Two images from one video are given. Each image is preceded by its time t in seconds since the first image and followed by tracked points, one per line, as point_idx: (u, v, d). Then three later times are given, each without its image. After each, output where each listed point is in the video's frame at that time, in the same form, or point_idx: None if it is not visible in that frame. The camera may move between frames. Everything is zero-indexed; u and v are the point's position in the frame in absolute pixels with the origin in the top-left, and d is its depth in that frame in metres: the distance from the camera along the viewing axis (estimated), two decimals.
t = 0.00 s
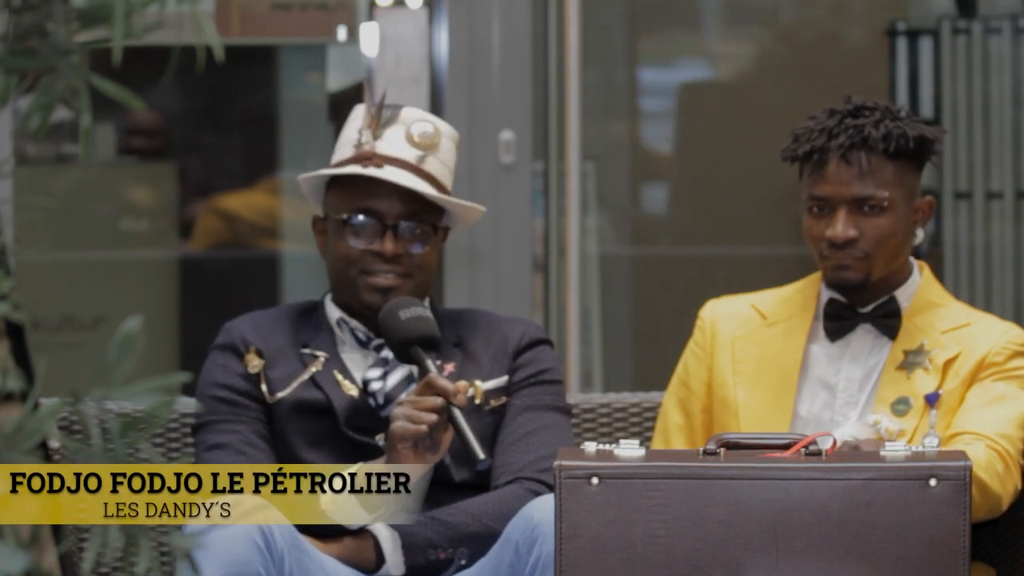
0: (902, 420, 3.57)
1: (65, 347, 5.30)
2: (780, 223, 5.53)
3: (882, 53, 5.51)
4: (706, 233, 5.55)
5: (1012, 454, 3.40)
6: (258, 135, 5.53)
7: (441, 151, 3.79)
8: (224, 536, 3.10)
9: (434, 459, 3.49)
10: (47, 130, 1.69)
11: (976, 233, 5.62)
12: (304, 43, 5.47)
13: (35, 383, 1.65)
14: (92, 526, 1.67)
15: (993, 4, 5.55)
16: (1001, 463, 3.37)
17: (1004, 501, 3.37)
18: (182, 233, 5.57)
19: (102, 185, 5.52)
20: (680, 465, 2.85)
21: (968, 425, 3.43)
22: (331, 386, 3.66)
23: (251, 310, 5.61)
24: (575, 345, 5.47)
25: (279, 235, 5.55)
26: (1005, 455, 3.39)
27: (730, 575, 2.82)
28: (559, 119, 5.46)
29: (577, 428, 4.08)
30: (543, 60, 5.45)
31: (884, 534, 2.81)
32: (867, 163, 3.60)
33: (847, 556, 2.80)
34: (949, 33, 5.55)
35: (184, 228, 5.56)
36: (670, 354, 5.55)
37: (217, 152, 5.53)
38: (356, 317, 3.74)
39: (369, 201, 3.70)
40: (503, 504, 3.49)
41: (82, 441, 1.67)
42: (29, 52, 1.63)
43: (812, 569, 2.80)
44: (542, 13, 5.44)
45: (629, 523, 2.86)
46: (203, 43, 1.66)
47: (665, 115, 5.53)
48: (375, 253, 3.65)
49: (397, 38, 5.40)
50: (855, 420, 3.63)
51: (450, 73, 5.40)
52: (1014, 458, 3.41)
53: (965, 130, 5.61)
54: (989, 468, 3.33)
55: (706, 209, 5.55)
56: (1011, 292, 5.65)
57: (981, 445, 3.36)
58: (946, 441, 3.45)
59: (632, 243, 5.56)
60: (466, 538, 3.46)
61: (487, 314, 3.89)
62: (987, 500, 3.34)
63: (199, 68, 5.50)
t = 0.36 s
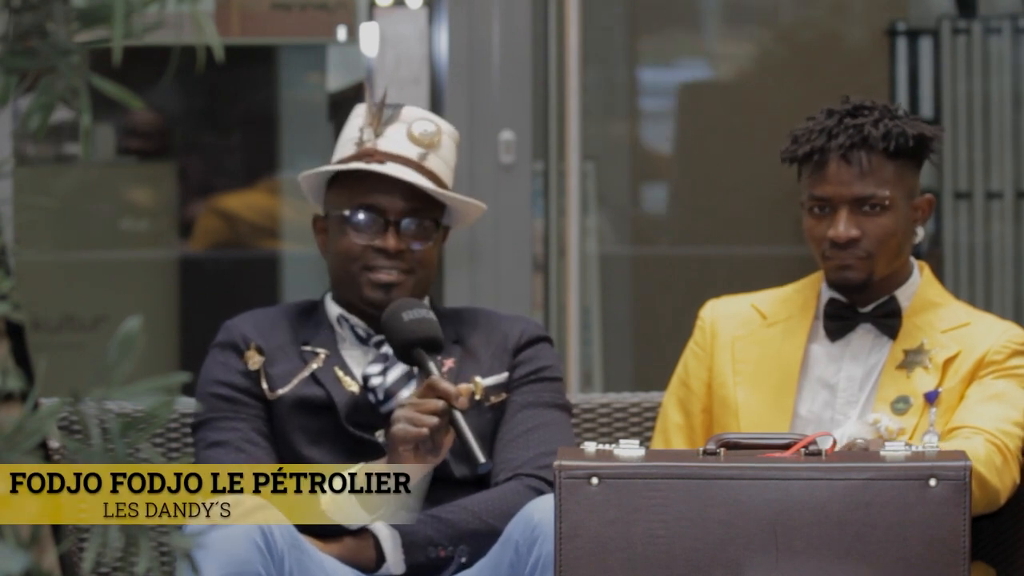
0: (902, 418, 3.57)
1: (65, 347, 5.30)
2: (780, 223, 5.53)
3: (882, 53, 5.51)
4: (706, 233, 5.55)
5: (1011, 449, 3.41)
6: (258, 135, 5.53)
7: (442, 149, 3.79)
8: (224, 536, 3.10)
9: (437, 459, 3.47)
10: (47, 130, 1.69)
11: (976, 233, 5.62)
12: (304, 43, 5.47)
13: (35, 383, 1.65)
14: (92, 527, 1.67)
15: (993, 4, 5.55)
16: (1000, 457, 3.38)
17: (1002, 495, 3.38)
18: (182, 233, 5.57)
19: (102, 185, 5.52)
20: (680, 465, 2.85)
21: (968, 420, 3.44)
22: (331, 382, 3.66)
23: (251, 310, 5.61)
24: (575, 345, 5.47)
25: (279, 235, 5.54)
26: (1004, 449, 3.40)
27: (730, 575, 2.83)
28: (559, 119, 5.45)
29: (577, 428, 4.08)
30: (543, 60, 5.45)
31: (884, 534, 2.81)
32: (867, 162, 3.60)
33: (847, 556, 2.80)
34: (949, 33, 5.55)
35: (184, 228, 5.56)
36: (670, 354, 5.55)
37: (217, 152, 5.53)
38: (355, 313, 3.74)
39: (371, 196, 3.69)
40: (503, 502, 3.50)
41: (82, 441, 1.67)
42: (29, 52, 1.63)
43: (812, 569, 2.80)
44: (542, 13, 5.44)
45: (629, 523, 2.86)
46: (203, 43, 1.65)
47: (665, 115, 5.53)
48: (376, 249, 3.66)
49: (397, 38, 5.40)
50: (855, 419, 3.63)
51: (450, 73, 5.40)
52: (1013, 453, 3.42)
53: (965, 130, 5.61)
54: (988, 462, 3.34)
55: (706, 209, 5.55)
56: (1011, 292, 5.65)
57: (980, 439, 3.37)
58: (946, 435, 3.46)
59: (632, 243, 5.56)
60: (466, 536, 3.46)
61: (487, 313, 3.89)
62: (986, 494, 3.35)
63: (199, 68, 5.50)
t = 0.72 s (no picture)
0: (902, 416, 3.57)
1: (65, 347, 5.31)
2: (780, 223, 5.53)
3: (882, 53, 5.51)
4: (707, 233, 5.55)
5: (1009, 443, 3.41)
6: (258, 135, 5.53)
7: (438, 149, 3.79)
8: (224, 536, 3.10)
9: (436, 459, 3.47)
10: (47, 130, 1.69)
11: (976, 233, 5.62)
12: (304, 43, 5.47)
13: (35, 382, 1.65)
14: (92, 527, 1.67)
15: (993, 4, 5.55)
16: (998, 451, 3.38)
17: (1000, 488, 3.38)
18: (182, 233, 5.57)
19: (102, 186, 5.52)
20: (680, 465, 2.85)
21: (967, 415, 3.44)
22: (331, 382, 3.66)
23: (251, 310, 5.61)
24: (575, 345, 5.47)
25: (279, 235, 5.55)
26: (1002, 444, 3.40)
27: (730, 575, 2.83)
28: (559, 119, 5.45)
29: (577, 428, 4.08)
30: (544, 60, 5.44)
31: (884, 534, 2.81)
32: (865, 161, 3.60)
33: (847, 556, 2.80)
34: (950, 33, 5.55)
35: (184, 228, 5.57)
36: (670, 354, 5.55)
37: (217, 152, 5.53)
38: (355, 313, 3.74)
39: (367, 200, 3.70)
40: (503, 502, 3.49)
41: (82, 441, 1.67)
42: (29, 52, 1.63)
43: (812, 569, 2.80)
44: (542, 13, 5.44)
45: (629, 523, 2.86)
46: (204, 43, 1.65)
47: (665, 114, 5.53)
48: (374, 254, 3.66)
49: (397, 38, 5.40)
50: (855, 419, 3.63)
51: (450, 73, 5.40)
52: (1011, 447, 3.43)
53: (965, 130, 5.61)
54: (986, 457, 3.34)
55: (706, 209, 5.55)
56: (1011, 292, 5.65)
57: (979, 432, 3.37)
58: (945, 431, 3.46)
59: (632, 243, 5.56)
60: (466, 536, 3.46)
61: (487, 313, 3.89)
62: (984, 488, 3.35)
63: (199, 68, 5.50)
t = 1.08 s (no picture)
0: (902, 417, 3.57)
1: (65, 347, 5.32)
2: (780, 223, 5.53)
3: (882, 53, 5.51)
4: (707, 232, 5.55)
5: (1011, 447, 3.41)
6: (258, 136, 5.54)
7: (428, 148, 3.80)
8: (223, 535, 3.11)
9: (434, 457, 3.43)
10: (48, 129, 1.69)
11: (976, 233, 5.61)
12: (304, 43, 5.48)
13: (35, 383, 1.65)
14: (92, 528, 1.67)
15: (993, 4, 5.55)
16: (999, 455, 3.38)
17: (1001, 491, 3.38)
18: (182, 233, 5.57)
19: (102, 186, 5.52)
20: (680, 465, 2.86)
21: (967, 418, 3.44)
22: (331, 382, 3.66)
23: (251, 310, 5.61)
24: (576, 345, 5.47)
25: (279, 235, 5.55)
26: (1003, 447, 3.39)
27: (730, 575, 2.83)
28: (559, 119, 5.45)
29: (577, 428, 4.08)
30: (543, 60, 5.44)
31: (885, 533, 2.81)
32: (857, 162, 3.61)
33: (847, 556, 2.80)
34: (949, 33, 5.56)
35: (184, 229, 5.57)
36: (670, 354, 5.55)
37: (217, 152, 5.54)
38: (355, 313, 3.76)
39: (353, 197, 3.71)
40: (503, 503, 3.50)
41: (82, 441, 1.68)
42: (29, 52, 1.63)
43: (812, 569, 2.80)
44: (541, 13, 5.44)
45: (629, 523, 2.86)
46: (204, 43, 1.65)
47: (666, 114, 5.53)
48: (354, 249, 3.67)
49: (397, 38, 5.40)
50: (855, 419, 3.62)
51: (449, 73, 5.40)
52: (1012, 450, 3.42)
53: (964, 130, 5.61)
54: (987, 460, 3.33)
55: (705, 209, 5.55)
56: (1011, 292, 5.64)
57: (979, 436, 3.37)
58: (945, 434, 3.46)
59: (632, 243, 5.56)
60: (467, 536, 3.46)
61: (487, 313, 3.90)
62: (985, 491, 3.35)
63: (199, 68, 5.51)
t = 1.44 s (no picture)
0: (902, 416, 3.56)
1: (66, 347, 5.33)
2: (780, 223, 5.53)
3: (882, 52, 5.51)
4: (707, 232, 5.55)
5: (1011, 447, 3.41)
6: (258, 136, 5.54)
7: (391, 140, 3.79)
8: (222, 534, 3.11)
9: (440, 454, 3.41)
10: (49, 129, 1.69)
11: (976, 233, 5.61)
12: (305, 43, 5.47)
13: (35, 383, 1.65)
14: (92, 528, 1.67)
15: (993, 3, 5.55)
16: (1000, 455, 3.38)
17: (1001, 492, 3.38)
18: (182, 233, 5.59)
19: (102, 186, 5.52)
20: (680, 465, 2.86)
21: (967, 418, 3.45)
22: (331, 383, 3.67)
23: (251, 310, 5.61)
24: (576, 344, 5.47)
25: (278, 235, 5.54)
26: (1004, 447, 3.40)
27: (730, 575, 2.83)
28: (559, 119, 5.45)
29: (577, 428, 4.08)
30: (543, 60, 5.44)
31: (884, 534, 2.81)
32: (854, 162, 3.61)
33: (847, 556, 2.80)
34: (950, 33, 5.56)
35: (184, 228, 5.59)
36: (670, 354, 5.55)
37: (217, 152, 5.55)
38: (352, 315, 3.76)
39: (338, 208, 3.70)
40: (503, 503, 3.49)
41: (81, 441, 1.68)
42: (29, 52, 1.63)
43: (812, 569, 2.80)
44: (542, 13, 5.44)
45: (629, 523, 2.86)
46: (204, 42, 1.65)
47: (666, 114, 5.53)
48: (358, 259, 3.66)
49: (398, 38, 5.41)
50: (856, 417, 3.62)
51: (449, 73, 5.40)
52: (1013, 450, 3.43)
53: (965, 130, 5.60)
54: (987, 461, 3.34)
55: (705, 209, 5.55)
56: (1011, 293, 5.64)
57: (980, 436, 3.37)
58: (946, 434, 3.46)
59: (632, 243, 5.56)
60: (467, 536, 3.46)
61: (487, 313, 3.90)
62: (985, 491, 3.35)
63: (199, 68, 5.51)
